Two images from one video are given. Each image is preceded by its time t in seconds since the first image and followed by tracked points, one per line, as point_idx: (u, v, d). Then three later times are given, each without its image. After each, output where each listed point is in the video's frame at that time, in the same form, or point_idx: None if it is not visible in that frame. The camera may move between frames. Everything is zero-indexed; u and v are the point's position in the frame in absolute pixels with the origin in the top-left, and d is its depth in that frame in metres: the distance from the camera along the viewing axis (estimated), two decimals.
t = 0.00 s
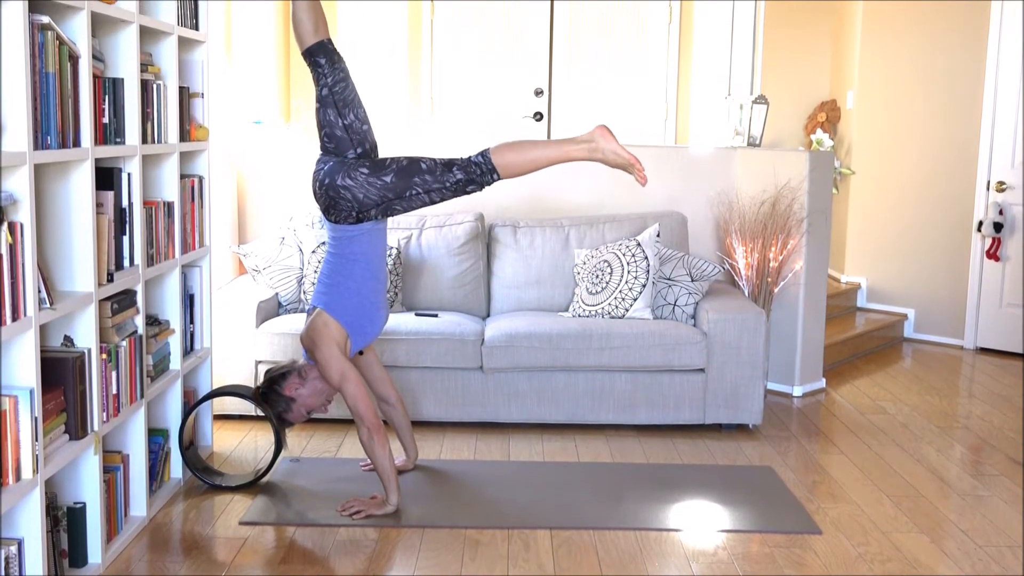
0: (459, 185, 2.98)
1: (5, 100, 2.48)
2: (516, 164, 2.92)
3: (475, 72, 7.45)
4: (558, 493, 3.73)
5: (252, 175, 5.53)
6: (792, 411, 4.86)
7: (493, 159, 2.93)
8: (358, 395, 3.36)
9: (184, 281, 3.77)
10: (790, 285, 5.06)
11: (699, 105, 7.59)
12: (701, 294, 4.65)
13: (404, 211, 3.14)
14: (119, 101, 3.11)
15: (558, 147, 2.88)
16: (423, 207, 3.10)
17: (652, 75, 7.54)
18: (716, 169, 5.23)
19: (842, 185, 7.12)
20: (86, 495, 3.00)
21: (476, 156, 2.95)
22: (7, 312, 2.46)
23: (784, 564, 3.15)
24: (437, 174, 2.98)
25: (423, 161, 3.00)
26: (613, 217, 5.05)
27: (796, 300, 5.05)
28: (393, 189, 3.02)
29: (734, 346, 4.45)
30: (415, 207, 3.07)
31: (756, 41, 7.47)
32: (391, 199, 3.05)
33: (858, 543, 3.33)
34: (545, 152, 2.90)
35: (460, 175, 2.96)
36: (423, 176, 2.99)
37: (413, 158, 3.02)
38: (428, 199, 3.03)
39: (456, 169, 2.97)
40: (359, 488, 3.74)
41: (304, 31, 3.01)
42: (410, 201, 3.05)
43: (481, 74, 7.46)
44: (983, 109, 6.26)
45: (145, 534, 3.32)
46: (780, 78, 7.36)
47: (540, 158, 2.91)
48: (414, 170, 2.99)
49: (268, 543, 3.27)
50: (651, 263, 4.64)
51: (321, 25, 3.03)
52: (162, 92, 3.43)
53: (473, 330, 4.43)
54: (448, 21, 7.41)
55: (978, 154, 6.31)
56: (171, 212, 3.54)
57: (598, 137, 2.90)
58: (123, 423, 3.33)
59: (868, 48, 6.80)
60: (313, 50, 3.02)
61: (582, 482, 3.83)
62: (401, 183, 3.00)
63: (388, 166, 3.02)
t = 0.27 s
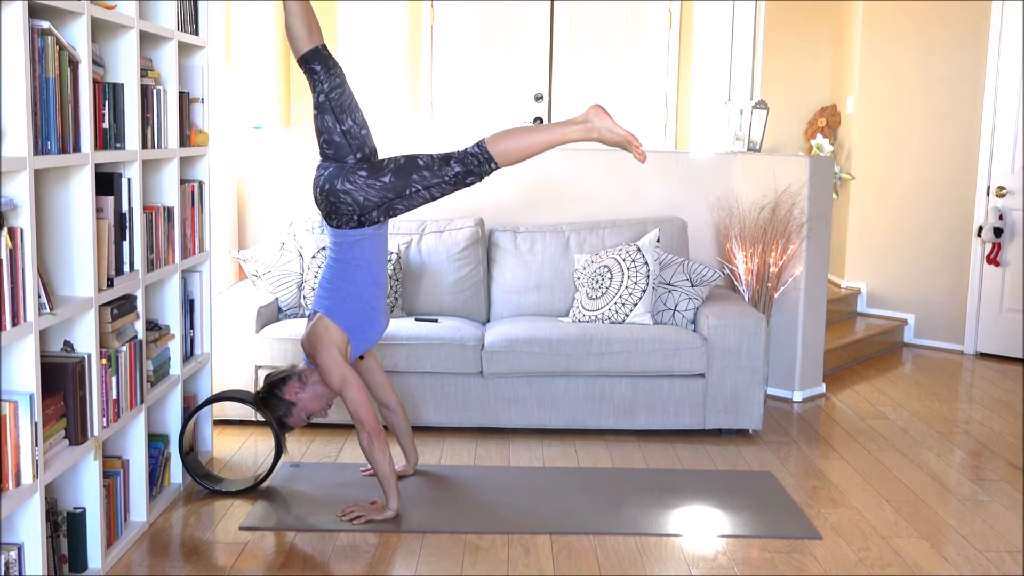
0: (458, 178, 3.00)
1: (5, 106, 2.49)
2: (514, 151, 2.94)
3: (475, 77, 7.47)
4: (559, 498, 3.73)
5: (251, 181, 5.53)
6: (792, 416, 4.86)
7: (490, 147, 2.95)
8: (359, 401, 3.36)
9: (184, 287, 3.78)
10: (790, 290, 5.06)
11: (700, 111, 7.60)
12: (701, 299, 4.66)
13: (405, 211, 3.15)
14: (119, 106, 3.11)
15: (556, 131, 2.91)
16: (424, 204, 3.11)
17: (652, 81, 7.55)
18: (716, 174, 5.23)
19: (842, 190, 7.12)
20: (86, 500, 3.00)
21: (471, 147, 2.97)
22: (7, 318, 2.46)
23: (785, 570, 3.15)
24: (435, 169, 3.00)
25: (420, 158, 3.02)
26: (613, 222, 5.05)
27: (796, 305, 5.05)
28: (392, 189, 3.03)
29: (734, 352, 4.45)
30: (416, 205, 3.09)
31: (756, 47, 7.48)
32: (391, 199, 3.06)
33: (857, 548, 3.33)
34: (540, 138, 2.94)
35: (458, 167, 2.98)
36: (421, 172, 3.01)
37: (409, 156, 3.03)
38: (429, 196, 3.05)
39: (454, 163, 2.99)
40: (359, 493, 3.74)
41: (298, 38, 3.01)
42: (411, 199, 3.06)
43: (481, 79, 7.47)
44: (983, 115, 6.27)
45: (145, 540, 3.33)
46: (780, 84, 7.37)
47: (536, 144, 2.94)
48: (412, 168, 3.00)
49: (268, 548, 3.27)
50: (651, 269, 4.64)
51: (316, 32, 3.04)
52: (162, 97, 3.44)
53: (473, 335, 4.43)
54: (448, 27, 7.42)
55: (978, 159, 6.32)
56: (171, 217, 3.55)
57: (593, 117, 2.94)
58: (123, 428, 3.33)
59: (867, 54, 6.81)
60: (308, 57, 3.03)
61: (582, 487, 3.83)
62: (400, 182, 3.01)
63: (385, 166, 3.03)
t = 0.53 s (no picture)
0: (452, 164, 3.06)
1: (5, 112, 2.49)
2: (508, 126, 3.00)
3: (475, 82, 7.48)
4: (558, 503, 3.72)
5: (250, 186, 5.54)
6: (792, 422, 4.86)
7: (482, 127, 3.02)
8: (359, 407, 3.36)
9: (184, 292, 3.78)
10: (790, 295, 5.06)
11: (699, 116, 7.61)
12: (701, 304, 4.66)
13: (405, 206, 3.18)
14: (119, 111, 3.12)
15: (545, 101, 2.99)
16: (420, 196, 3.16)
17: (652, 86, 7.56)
18: (715, 179, 5.24)
19: (842, 196, 7.12)
20: (86, 505, 3.00)
21: (461, 131, 3.04)
22: (7, 323, 2.47)
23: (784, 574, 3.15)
24: (429, 158, 3.06)
25: (412, 150, 3.08)
26: (613, 227, 5.06)
27: (796, 309, 5.05)
28: (389, 184, 3.07)
29: (734, 357, 4.45)
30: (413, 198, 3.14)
31: (756, 53, 7.49)
32: (390, 194, 3.09)
33: (857, 553, 3.32)
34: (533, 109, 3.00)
35: (452, 152, 3.05)
36: (415, 163, 3.07)
37: (402, 150, 3.09)
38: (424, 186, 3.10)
39: (446, 149, 3.06)
40: (359, 498, 3.74)
41: (302, 41, 3.01)
42: (409, 192, 3.11)
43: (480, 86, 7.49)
44: (983, 121, 6.28)
45: (144, 545, 3.32)
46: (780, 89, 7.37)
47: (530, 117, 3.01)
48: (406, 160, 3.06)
49: (267, 553, 3.27)
50: (651, 274, 4.65)
51: (320, 37, 3.04)
52: (162, 102, 3.44)
53: (473, 340, 4.43)
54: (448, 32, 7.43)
55: (978, 164, 6.33)
56: (171, 222, 3.55)
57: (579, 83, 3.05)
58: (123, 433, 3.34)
59: (867, 59, 6.82)
60: (311, 62, 3.03)
61: (582, 493, 3.83)
62: (396, 176, 3.07)
63: (379, 163, 3.07)
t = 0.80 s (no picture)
0: (437, 142, 3.03)
1: (6, 117, 2.50)
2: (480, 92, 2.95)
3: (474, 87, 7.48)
4: (559, 508, 3.72)
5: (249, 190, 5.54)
6: (792, 427, 4.86)
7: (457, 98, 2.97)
8: (359, 413, 3.36)
9: (184, 297, 3.79)
10: (790, 300, 5.06)
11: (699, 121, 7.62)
12: (701, 309, 4.66)
13: (403, 199, 3.14)
14: (119, 116, 3.13)
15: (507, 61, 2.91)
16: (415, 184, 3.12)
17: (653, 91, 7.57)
18: (715, 184, 5.24)
19: (842, 201, 7.12)
20: (86, 510, 3.00)
21: (439, 107, 3.00)
22: (7, 328, 2.47)
23: None
24: (414, 142, 3.04)
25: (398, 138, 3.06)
26: (613, 232, 5.06)
27: (796, 314, 5.05)
28: (381, 179, 3.05)
29: (734, 362, 4.46)
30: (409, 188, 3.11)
31: (756, 57, 7.50)
32: (384, 188, 3.07)
33: (857, 558, 3.32)
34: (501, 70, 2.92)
35: (434, 131, 3.01)
36: (401, 151, 3.04)
37: (386, 143, 3.07)
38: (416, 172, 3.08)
39: (429, 129, 3.02)
40: (359, 504, 3.74)
41: (304, 46, 3.03)
42: (404, 181, 3.08)
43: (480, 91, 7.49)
44: (982, 126, 6.29)
45: (144, 550, 3.32)
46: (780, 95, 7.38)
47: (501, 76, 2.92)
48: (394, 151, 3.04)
49: (267, 558, 3.27)
50: (651, 279, 4.65)
51: (321, 41, 3.06)
52: (162, 107, 3.45)
53: (474, 345, 4.43)
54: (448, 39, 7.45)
55: (978, 169, 6.34)
56: (171, 227, 3.56)
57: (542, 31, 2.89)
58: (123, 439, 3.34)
59: (868, 65, 6.82)
60: (313, 67, 3.04)
61: (583, 498, 3.83)
62: (386, 169, 3.04)
63: (368, 160, 3.06)
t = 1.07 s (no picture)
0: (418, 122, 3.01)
1: (6, 122, 2.51)
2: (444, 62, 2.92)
3: (475, 92, 7.48)
4: (559, 513, 3.72)
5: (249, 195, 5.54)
6: (792, 432, 4.86)
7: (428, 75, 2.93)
8: (359, 418, 3.36)
9: (184, 302, 3.79)
10: (790, 305, 5.06)
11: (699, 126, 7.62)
12: (701, 314, 4.66)
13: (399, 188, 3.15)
14: (119, 121, 3.13)
15: (461, 14, 2.83)
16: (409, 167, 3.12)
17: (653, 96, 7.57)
18: (715, 190, 5.25)
19: (842, 206, 7.12)
20: (86, 515, 3.00)
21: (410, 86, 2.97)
22: (7, 332, 2.48)
23: None
24: (394, 129, 3.03)
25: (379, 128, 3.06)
26: (613, 237, 5.07)
27: (796, 319, 5.05)
28: (373, 175, 3.07)
29: (733, 367, 4.46)
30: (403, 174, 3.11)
31: (756, 62, 7.51)
32: (378, 182, 3.09)
33: (857, 563, 3.32)
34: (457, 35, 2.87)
35: (412, 113, 2.99)
36: (385, 141, 3.04)
37: (370, 137, 3.07)
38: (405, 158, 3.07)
39: (405, 113, 3.01)
40: (359, 509, 3.74)
41: (316, 49, 3.02)
42: (395, 170, 3.08)
43: (481, 96, 7.49)
44: (982, 131, 6.30)
45: (145, 555, 3.32)
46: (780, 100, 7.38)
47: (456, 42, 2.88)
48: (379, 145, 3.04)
49: (268, 563, 3.28)
50: (651, 284, 4.65)
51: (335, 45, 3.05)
52: (162, 112, 3.46)
53: (474, 351, 4.43)
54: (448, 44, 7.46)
55: (977, 175, 6.35)
56: (171, 232, 3.56)
57: None
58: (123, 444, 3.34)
59: (868, 70, 6.83)
60: (325, 71, 3.05)
61: (583, 503, 3.83)
62: (375, 163, 3.06)
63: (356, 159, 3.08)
